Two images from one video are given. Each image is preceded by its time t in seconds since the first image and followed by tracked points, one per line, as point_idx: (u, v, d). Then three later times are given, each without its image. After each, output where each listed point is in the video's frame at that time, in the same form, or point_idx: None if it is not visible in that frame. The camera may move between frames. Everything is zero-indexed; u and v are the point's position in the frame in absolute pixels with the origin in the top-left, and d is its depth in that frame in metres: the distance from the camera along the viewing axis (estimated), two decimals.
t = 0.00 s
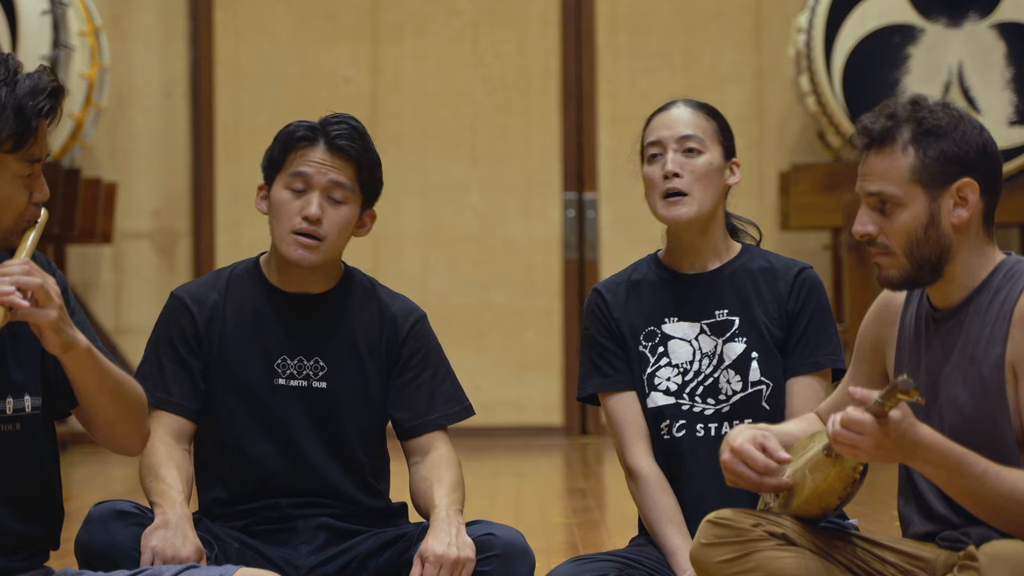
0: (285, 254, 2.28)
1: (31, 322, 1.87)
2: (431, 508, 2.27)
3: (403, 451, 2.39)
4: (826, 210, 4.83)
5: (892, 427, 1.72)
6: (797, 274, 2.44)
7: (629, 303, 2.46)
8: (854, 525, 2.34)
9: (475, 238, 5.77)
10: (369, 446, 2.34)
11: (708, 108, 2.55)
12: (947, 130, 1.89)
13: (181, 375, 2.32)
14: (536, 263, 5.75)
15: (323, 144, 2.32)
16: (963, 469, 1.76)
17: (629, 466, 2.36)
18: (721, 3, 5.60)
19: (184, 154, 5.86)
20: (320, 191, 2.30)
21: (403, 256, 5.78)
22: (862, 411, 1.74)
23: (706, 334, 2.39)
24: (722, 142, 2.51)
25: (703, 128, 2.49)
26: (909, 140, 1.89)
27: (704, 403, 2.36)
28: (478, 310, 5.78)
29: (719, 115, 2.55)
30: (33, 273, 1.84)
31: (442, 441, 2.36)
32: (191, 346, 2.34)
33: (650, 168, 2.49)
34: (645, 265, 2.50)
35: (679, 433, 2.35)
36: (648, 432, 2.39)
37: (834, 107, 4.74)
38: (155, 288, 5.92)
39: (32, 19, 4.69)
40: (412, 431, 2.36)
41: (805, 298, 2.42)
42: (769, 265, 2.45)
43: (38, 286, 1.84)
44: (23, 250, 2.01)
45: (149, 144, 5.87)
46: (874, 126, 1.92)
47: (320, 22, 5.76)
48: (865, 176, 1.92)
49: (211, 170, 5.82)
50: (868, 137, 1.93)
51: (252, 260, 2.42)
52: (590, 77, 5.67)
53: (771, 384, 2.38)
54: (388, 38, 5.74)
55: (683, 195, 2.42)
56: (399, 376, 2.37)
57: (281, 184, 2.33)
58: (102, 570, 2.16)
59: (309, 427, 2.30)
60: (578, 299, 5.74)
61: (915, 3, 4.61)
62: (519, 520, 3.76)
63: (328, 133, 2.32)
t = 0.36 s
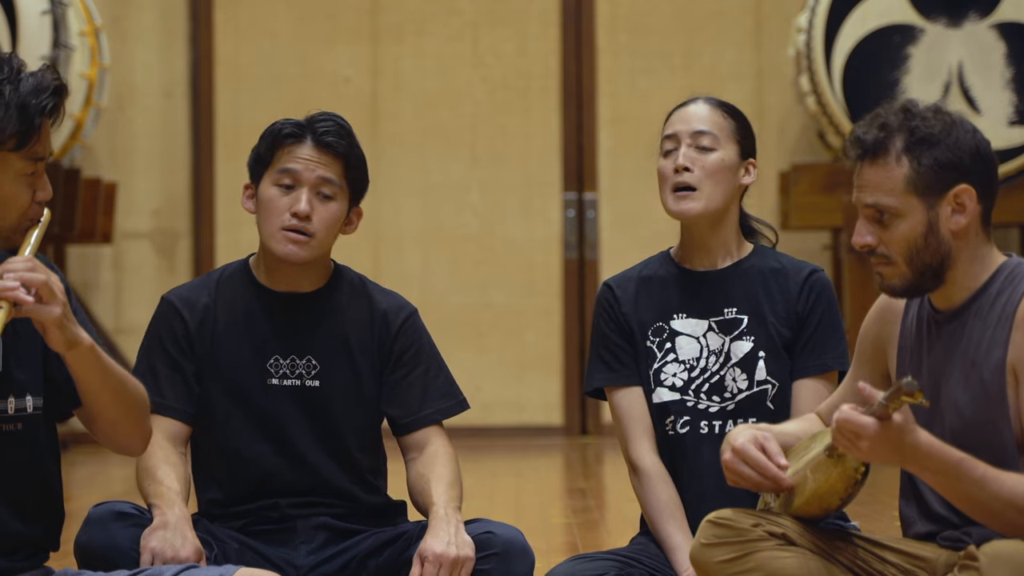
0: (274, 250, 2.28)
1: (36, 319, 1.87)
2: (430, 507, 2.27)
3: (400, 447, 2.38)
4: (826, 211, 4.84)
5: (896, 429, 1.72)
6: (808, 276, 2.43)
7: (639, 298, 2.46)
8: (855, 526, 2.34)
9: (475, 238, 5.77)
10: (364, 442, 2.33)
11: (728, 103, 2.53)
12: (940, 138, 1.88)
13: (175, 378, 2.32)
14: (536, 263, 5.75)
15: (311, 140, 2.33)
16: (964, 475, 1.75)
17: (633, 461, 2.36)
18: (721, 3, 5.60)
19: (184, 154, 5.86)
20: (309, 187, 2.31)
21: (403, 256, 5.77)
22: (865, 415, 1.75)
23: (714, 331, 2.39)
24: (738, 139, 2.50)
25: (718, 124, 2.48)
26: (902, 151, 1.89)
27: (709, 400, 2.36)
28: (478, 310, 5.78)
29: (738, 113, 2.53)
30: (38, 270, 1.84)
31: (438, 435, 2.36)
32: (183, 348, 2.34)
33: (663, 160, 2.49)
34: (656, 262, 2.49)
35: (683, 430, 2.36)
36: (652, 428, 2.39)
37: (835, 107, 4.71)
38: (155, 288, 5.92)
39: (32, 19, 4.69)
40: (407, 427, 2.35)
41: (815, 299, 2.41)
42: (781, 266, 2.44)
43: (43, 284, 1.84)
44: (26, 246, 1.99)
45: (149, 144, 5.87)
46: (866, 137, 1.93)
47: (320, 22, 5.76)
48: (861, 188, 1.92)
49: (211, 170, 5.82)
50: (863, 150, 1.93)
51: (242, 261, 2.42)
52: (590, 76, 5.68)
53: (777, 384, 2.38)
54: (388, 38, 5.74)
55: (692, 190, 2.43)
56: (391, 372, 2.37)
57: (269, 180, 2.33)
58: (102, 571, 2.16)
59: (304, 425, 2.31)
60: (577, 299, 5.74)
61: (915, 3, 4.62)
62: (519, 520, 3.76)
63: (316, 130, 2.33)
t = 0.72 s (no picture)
0: (280, 251, 2.28)
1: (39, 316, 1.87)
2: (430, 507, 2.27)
3: (401, 449, 2.38)
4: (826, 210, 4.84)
5: (893, 429, 1.72)
6: (812, 277, 2.43)
7: (643, 297, 2.46)
8: (855, 526, 2.35)
9: (475, 238, 5.77)
10: (365, 443, 2.33)
11: (734, 103, 2.52)
12: (947, 135, 1.88)
13: (177, 377, 2.32)
14: (536, 263, 5.75)
15: (320, 143, 2.33)
16: (961, 476, 1.76)
17: (634, 460, 2.36)
18: (720, 3, 5.60)
19: (184, 154, 5.86)
20: (317, 190, 2.31)
21: (403, 256, 5.77)
22: (863, 414, 1.74)
23: (718, 332, 2.39)
24: (745, 141, 2.49)
25: (726, 126, 2.47)
26: (908, 144, 1.89)
27: (711, 401, 2.36)
28: (478, 310, 5.78)
29: (744, 113, 2.52)
30: (43, 267, 1.85)
31: (439, 437, 2.36)
32: (186, 347, 2.34)
33: (671, 162, 2.47)
34: (660, 261, 2.49)
35: (684, 430, 2.36)
36: (654, 428, 2.40)
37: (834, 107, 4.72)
38: (154, 288, 5.92)
39: (32, 19, 4.69)
40: (409, 428, 2.35)
41: (818, 300, 2.41)
42: (785, 267, 2.44)
43: (48, 281, 1.84)
44: (31, 246, 1.98)
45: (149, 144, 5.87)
46: (874, 128, 1.92)
47: (320, 22, 5.76)
48: (862, 180, 1.92)
49: (211, 170, 5.82)
50: (867, 140, 1.92)
51: (245, 261, 2.41)
52: (590, 77, 5.68)
53: (779, 384, 2.37)
54: (388, 38, 5.74)
55: (700, 194, 2.42)
56: (394, 373, 2.37)
57: (277, 181, 2.33)
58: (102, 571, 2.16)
59: (306, 426, 2.31)
60: (577, 299, 5.74)
61: (915, 3, 4.61)
62: (519, 520, 3.76)
63: (325, 132, 2.33)
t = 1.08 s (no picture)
0: (306, 256, 2.28)
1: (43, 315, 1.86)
2: (432, 510, 2.27)
3: (407, 455, 2.39)
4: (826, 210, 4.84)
5: (893, 434, 1.71)
6: (813, 278, 2.42)
7: (643, 297, 2.46)
8: (855, 526, 2.35)
9: (475, 238, 5.77)
10: (373, 448, 2.34)
11: (732, 102, 2.51)
12: (952, 134, 1.88)
13: (189, 371, 2.32)
14: (536, 263, 5.75)
15: (353, 150, 2.32)
16: (962, 480, 1.77)
17: (635, 459, 2.35)
18: (720, 3, 5.60)
19: (184, 154, 5.86)
20: (346, 197, 2.30)
21: (403, 255, 5.77)
22: (862, 418, 1.72)
23: (719, 333, 2.39)
24: (743, 141, 2.48)
25: (721, 128, 2.46)
26: (914, 143, 1.89)
27: (712, 402, 2.36)
28: (478, 310, 5.78)
29: (743, 111, 2.51)
30: (49, 266, 1.85)
31: (445, 445, 2.37)
32: (200, 342, 2.34)
33: (666, 165, 2.49)
34: (660, 259, 2.49)
35: (684, 430, 2.36)
36: (654, 427, 2.40)
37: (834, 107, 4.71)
38: (154, 289, 5.92)
39: (32, 19, 4.69)
40: (415, 436, 2.36)
41: (819, 301, 2.41)
42: (786, 267, 2.44)
43: (52, 279, 1.84)
44: (35, 246, 1.97)
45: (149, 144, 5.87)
46: (879, 128, 1.92)
47: (320, 22, 5.76)
48: (870, 180, 1.92)
49: (211, 170, 5.82)
50: (873, 140, 1.92)
51: (263, 259, 2.42)
52: (589, 76, 5.68)
53: (780, 385, 2.37)
54: (388, 38, 5.74)
55: (693, 197, 2.42)
56: (405, 379, 2.38)
57: (308, 183, 2.32)
58: (102, 569, 2.16)
59: (315, 428, 2.30)
60: (577, 299, 5.74)
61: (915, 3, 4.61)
62: (519, 520, 3.76)
63: (359, 139, 2.32)
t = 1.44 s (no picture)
0: (319, 256, 2.28)
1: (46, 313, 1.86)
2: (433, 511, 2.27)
3: (411, 458, 2.39)
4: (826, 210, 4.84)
5: (892, 441, 1.71)
6: (814, 278, 2.42)
7: (644, 297, 2.46)
8: (855, 526, 2.35)
9: (475, 238, 5.77)
10: (377, 451, 2.34)
11: (735, 100, 2.51)
12: (957, 137, 1.88)
13: (195, 368, 2.32)
14: (536, 263, 5.75)
15: (366, 150, 2.31)
16: (961, 485, 1.76)
17: (634, 459, 2.35)
18: (720, 3, 5.61)
19: (184, 154, 5.86)
20: (359, 198, 2.30)
21: (403, 255, 5.77)
22: (862, 426, 1.72)
23: (719, 333, 2.39)
24: (745, 140, 2.49)
25: (724, 126, 2.47)
26: (918, 149, 1.88)
27: (712, 402, 2.36)
28: (478, 310, 5.78)
29: (744, 110, 2.52)
30: (53, 266, 1.85)
31: (450, 450, 2.37)
32: (208, 340, 2.34)
33: (669, 162, 2.49)
34: (661, 258, 2.49)
35: (684, 431, 2.36)
36: (654, 427, 2.40)
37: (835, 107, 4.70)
38: (154, 289, 5.93)
39: (32, 19, 4.69)
40: (420, 439, 2.36)
41: (820, 302, 2.41)
42: (786, 267, 2.44)
43: (57, 279, 1.84)
44: (39, 245, 1.97)
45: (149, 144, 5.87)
46: (883, 133, 1.92)
47: (320, 22, 5.76)
48: (875, 187, 1.92)
49: (211, 170, 5.82)
50: (877, 146, 1.92)
51: (273, 257, 2.42)
52: (589, 76, 5.68)
53: (781, 387, 2.37)
54: (388, 38, 5.74)
55: (697, 194, 2.42)
56: (412, 382, 2.38)
57: (320, 183, 2.32)
58: (102, 569, 2.16)
59: (321, 430, 2.31)
60: (577, 299, 5.74)
61: (915, 3, 4.62)
62: (519, 520, 3.76)
63: (372, 139, 2.32)
